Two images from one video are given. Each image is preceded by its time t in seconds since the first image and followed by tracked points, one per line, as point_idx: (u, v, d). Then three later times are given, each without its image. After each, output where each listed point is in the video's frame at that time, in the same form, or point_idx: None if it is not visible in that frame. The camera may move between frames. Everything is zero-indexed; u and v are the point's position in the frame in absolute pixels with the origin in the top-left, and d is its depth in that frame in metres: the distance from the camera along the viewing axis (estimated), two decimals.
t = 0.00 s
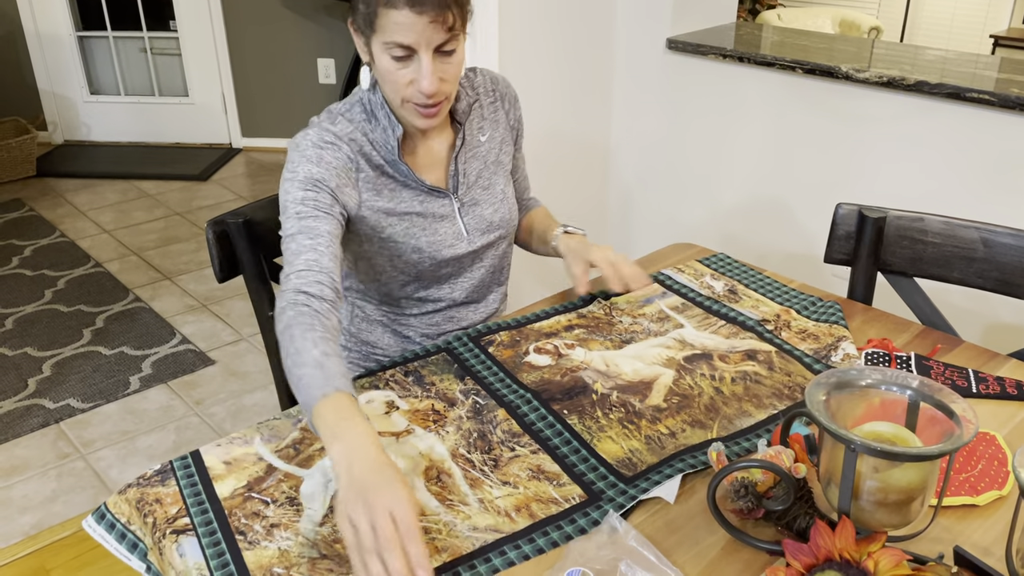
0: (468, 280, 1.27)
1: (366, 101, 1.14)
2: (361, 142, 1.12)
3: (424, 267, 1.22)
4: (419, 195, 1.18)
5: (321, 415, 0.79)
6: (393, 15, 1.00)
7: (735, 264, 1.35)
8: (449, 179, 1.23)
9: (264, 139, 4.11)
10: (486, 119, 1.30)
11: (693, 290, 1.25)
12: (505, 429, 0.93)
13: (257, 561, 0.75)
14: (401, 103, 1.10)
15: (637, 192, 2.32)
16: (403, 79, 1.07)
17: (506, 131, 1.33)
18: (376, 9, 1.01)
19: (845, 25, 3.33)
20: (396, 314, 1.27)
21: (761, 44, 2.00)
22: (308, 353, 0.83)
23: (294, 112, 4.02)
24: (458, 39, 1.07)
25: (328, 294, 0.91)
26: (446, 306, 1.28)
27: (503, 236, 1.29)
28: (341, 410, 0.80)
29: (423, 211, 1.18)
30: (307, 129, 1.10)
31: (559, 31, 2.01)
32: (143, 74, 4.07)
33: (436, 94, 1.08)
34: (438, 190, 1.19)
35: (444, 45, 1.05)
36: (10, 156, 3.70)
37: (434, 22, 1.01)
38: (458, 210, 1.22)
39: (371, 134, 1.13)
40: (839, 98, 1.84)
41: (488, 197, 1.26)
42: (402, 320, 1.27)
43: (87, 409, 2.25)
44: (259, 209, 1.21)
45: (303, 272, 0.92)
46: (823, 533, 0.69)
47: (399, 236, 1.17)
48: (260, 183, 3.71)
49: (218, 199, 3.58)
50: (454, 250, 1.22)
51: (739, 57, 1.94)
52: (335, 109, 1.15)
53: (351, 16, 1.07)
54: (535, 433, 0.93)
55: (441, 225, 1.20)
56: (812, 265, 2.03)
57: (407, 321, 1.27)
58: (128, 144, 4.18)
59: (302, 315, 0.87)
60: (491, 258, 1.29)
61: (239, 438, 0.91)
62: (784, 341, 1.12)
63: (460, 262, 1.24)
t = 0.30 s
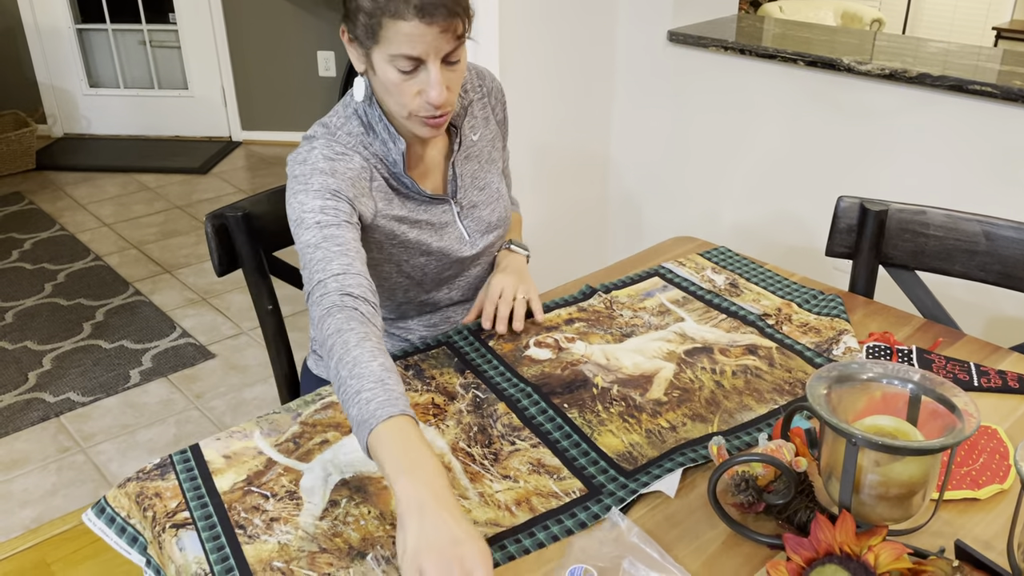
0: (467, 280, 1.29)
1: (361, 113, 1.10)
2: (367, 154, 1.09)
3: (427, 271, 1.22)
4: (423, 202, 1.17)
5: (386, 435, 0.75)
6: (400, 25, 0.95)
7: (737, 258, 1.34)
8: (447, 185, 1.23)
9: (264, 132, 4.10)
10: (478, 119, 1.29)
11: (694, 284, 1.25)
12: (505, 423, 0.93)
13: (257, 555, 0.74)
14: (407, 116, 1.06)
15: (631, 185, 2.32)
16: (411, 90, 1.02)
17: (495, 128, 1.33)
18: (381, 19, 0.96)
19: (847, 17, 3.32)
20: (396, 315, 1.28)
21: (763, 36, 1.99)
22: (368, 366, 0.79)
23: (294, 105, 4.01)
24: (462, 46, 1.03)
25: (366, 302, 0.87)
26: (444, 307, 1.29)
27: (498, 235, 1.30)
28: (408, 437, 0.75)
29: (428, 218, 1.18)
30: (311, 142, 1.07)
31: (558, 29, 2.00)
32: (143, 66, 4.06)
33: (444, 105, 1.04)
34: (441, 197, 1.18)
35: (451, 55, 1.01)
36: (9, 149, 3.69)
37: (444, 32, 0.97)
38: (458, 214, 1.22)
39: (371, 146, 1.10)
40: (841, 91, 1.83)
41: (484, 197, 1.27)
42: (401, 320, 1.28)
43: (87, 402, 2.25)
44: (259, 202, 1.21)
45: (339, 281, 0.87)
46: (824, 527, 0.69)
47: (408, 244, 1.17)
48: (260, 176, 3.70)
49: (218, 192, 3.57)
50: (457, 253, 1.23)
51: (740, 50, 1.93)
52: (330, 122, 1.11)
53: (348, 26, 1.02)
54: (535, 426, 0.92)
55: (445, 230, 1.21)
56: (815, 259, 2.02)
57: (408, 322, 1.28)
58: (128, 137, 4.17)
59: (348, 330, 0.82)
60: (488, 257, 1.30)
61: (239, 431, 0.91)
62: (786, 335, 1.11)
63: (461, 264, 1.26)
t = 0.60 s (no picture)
0: (470, 272, 1.29)
1: (367, 100, 1.09)
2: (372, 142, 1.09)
3: (428, 261, 1.22)
4: (425, 192, 1.17)
5: (376, 417, 0.75)
6: (409, 10, 0.95)
7: (740, 247, 1.33)
8: (450, 174, 1.21)
9: (265, 122, 4.09)
10: (484, 107, 1.27)
11: (696, 273, 1.24)
12: (506, 411, 0.93)
13: (258, 542, 0.75)
14: (412, 101, 1.05)
15: (633, 175, 2.32)
16: (418, 75, 1.02)
17: (504, 117, 1.30)
18: (389, 3, 0.96)
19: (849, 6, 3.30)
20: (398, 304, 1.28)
21: (765, 24, 1.98)
22: (358, 349, 0.79)
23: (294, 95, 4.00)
24: (470, 32, 1.02)
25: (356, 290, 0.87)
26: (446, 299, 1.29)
27: (503, 227, 1.29)
28: (397, 421, 0.75)
29: (429, 208, 1.18)
30: (319, 126, 1.07)
31: (561, 16, 1.99)
32: (142, 56, 4.04)
33: (451, 91, 1.03)
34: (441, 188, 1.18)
35: (459, 41, 1.01)
36: (9, 138, 3.69)
37: (453, 18, 0.96)
38: (461, 205, 1.22)
39: (375, 133, 1.09)
40: (843, 80, 1.82)
41: (488, 188, 1.25)
42: (402, 310, 1.28)
43: (89, 391, 2.25)
44: (260, 191, 1.20)
45: (331, 268, 0.88)
46: (825, 514, 0.69)
47: (408, 234, 1.17)
48: (261, 166, 3.69)
49: (218, 182, 3.56)
50: (458, 244, 1.22)
51: (743, 38, 1.92)
52: (335, 108, 1.10)
53: (354, 11, 1.01)
54: (537, 415, 0.92)
55: (446, 221, 1.20)
56: (818, 248, 2.01)
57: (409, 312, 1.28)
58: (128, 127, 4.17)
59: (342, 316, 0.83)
60: (492, 249, 1.30)
61: (240, 419, 0.91)
62: (788, 324, 1.11)
63: (463, 255, 1.25)
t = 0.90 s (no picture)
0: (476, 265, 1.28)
1: (385, 75, 1.14)
2: (374, 120, 1.12)
3: (428, 250, 1.23)
4: (425, 177, 1.18)
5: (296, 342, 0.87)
6: None
7: (743, 234, 1.33)
8: (458, 159, 1.21)
9: (265, 110, 4.08)
10: (503, 95, 1.26)
11: (698, 260, 1.24)
12: (508, 398, 0.93)
13: (261, 526, 0.75)
14: (439, 76, 1.08)
15: (636, 163, 2.32)
16: (447, 48, 1.05)
17: (525, 107, 1.29)
18: None
19: None
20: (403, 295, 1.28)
21: (767, 11, 1.97)
22: (269, 310, 0.91)
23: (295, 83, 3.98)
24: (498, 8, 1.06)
25: (277, 287, 0.95)
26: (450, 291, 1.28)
27: (512, 219, 1.29)
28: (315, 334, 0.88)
29: (429, 193, 1.19)
30: (324, 104, 1.11)
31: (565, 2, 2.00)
32: (142, 43, 4.03)
33: (478, 65, 1.07)
34: (445, 171, 1.18)
35: (487, 15, 1.04)
36: (9, 126, 3.68)
37: None
38: (467, 190, 1.21)
39: (384, 110, 1.13)
40: (846, 67, 1.81)
41: (499, 177, 1.25)
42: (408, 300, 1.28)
43: (91, 378, 2.26)
44: (261, 177, 1.20)
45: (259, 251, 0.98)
46: (828, 499, 0.69)
47: (401, 220, 1.19)
48: (262, 154, 3.68)
49: (219, 170, 3.56)
50: (459, 232, 1.22)
51: (746, 24, 1.91)
52: (355, 79, 1.15)
53: None
54: (539, 401, 0.92)
55: (449, 207, 1.21)
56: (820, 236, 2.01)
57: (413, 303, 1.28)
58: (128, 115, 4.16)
59: (273, 308, 0.91)
60: (501, 241, 1.29)
61: (242, 405, 0.90)
62: (790, 311, 1.11)
63: (467, 246, 1.25)
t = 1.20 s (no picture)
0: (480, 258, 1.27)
1: (390, 63, 1.14)
2: (376, 108, 1.12)
3: (431, 242, 1.23)
4: (428, 169, 1.18)
5: (288, 344, 0.91)
6: None
7: (739, 225, 1.33)
8: (463, 151, 1.21)
9: (267, 99, 4.07)
10: (511, 88, 1.26)
11: (696, 252, 1.24)
12: (527, 401, 0.91)
13: (290, 545, 0.72)
14: (445, 68, 1.08)
15: (637, 152, 2.32)
16: (453, 41, 1.05)
17: (532, 100, 1.29)
18: None
19: None
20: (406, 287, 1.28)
21: None
22: (265, 303, 0.94)
23: (295, 72, 3.96)
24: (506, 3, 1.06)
25: (270, 279, 0.98)
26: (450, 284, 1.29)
27: (517, 213, 1.28)
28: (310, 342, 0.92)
29: (431, 185, 1.19)
30: (330, 90, 1.12)
31: None
32: (143, 32, 4.02)
33: (484, 59, 1.06)
34: (449, 162, 1.18)
35: (496, 9, 1.04)
36: (10, 115, 3.68)
37: None
38: (470, 183, 1.21)
39: (388, 99, 1.13)
40: (849, 56, 1.81)
41: (504, 170, 1.24)
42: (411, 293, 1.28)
43: (94, 367, 2.26)
44: (264, 167, 1.20)
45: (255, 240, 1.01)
46: (828, 487, 0.69)
47: (403, 210, 1.19)
48: (263, 143, 3.68)
49: (220, 159, 3.55)
50: (462, 225, 1.22)
51: (748, 13, 1.91)
52: (362, 67, 1.16)
53: None
54: (559, 404, 0.91)
55: (451, 200, 1.21)
56: (821, 225, 2.01)
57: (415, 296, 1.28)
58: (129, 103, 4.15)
59: (269, 302, 0.95)
60: (506, 235, 1.28)
61: (252, 418, 0.87)
62: (797, 302, 1.11)
63: (472, 239, 1.24)
